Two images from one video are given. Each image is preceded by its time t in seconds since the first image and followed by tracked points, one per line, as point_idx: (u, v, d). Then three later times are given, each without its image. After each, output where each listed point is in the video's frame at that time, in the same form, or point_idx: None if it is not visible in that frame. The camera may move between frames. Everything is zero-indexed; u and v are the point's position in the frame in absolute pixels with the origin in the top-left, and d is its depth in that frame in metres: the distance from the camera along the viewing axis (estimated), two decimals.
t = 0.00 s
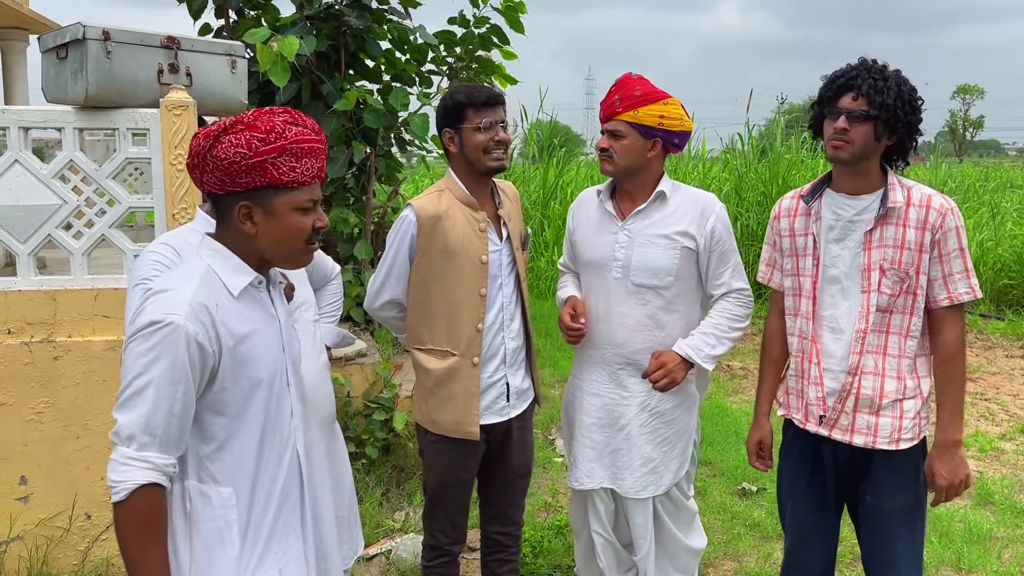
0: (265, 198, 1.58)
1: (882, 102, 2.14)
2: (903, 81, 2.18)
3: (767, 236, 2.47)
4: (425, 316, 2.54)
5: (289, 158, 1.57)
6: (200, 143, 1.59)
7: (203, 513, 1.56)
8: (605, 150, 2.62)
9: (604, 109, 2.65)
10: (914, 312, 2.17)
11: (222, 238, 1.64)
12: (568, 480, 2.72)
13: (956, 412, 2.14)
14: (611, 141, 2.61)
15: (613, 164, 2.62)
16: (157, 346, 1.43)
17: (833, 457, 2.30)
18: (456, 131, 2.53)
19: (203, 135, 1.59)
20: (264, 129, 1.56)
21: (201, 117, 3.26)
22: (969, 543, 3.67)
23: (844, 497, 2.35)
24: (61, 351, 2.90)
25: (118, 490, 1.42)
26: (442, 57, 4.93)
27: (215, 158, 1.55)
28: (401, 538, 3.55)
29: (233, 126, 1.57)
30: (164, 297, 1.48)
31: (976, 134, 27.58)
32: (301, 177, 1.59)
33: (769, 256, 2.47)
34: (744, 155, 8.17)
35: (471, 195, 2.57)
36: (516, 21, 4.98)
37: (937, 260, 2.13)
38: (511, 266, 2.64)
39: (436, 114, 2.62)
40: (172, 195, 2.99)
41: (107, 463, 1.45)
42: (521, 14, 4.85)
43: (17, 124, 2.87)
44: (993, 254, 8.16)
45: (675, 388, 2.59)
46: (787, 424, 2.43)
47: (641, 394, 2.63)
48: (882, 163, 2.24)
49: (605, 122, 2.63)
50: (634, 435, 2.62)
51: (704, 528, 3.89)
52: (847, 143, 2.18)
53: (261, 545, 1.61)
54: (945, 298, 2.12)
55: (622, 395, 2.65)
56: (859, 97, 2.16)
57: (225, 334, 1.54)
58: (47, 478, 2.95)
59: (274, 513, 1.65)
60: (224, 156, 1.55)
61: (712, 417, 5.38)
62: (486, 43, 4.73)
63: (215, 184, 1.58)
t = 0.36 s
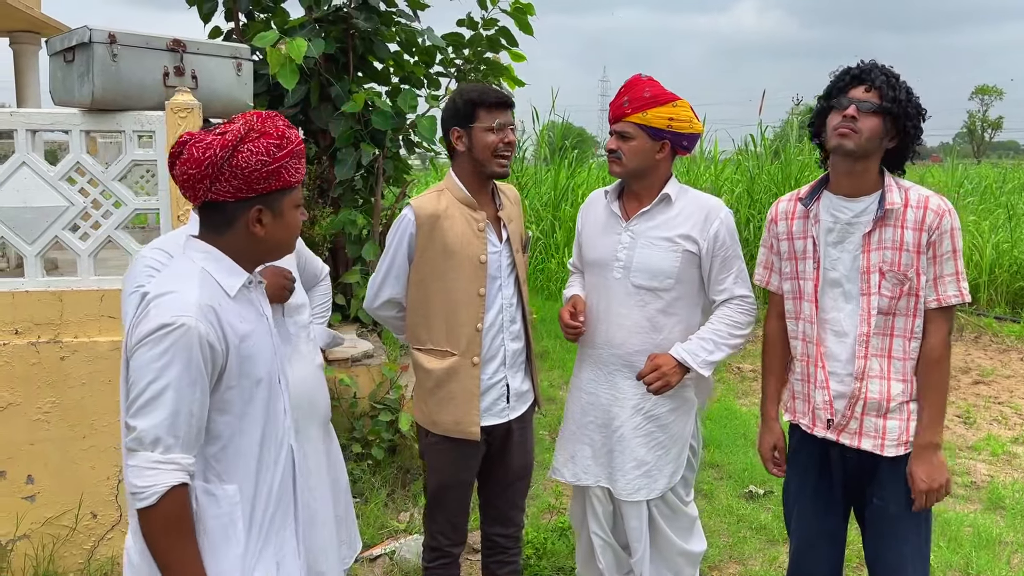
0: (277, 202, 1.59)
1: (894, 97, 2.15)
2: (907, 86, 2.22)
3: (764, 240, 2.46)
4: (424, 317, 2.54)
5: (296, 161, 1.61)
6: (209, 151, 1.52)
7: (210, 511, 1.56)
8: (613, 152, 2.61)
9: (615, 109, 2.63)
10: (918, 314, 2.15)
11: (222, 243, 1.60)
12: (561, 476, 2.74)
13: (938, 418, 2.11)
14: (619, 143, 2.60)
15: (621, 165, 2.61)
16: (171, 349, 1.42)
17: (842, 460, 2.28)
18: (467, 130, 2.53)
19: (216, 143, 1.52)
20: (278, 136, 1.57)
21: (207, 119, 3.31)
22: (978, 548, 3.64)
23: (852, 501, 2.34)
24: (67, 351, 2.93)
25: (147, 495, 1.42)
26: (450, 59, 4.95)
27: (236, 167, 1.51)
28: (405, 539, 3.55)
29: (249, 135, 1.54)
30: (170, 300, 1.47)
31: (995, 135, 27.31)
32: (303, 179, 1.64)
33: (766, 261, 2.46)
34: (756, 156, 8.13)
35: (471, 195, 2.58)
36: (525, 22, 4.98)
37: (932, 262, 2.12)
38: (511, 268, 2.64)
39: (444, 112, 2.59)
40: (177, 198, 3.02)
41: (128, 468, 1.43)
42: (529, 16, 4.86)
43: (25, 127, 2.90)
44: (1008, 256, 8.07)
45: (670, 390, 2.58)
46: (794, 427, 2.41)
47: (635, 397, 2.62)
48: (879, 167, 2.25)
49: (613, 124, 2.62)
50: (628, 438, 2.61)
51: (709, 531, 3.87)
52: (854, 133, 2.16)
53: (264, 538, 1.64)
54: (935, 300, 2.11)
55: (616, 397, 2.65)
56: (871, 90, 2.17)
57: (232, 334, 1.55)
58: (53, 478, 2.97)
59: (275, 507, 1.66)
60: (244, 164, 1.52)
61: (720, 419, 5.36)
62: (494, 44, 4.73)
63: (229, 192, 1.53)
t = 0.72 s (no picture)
0: (251, 200, 1.61)
1: (867, 95, 2.10)
2: (891, 76, 2.13)
3: (766, 241, 2.44)
4: (419, 319, 2.54)
5: (271, 160, 1.63)
6: (182, 150, 1.54)
7: (207, 509, 1.55)
8: (614, 156, 2.59)
9: (614, 112, 2.60)
10: (919, 316, 2.11)
11: (200, 242, 1.62)
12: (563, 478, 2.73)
13: (921, 423, 2.07)
14: (619, 146, 2.58)
15: (623, 169, 2.59)
16: (163, 346, 1.42)
17: (840, 465, 2.25)
18: (489, 139, 2.47)
19: (189, 142, 1.54)
20: (251, 135, 1.59)
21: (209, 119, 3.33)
22: (987, 555, 3.58)
23: (851, 507, 2.31)
24: (70, 351, 2.94)
25: (143, 493, 1.41)
26: (458, 60, 4.94)
27: (208, 165, 1.53)
28: (406, 540, 3.55)
29: (222, 133, 1.56)
30: (159, 299, 1.46)
31: (1014, 135, 27.00)
32: (279, 178, 1.65)
33: (768, 261, 2.44)
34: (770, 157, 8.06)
35: (467, 199, 2.56)
36: (534, 23, 4.97)
37: (935, 263, 2.08)
38: (507, 270, 2.63)
39: (456, 117, 2.50)
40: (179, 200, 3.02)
41: (121, 468, 1.42)
42: (538, 17, 4.84)
43: (28, 128, 2.91)
44: None
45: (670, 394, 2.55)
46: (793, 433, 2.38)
47: (635, 401, 2.60)
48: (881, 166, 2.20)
49: (613, 127, 2.60)
50: (627, 441, 2.59)
51: (714, 535, 3.83)
52: (837, 139, 2.14)
53: (264, 533, 1.63)
54: (937, 302, 2.07)
55: (616, 400, 2.63)
56: (844, 93, 2.14)
57: (221, 330, 1.54)
58: (55, 477, 2.98)
59: (273, 503, 1.66)
60: (217, 163, 1.53)
61: (730, 422, 5.31)
62: (503, 46, 4.72)
63: (204, 190, 1.56)
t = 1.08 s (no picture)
0: (245, 199, 1.62)
1: (831, 100, 2.11)
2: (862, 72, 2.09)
3: (774, 239, 2.43)
4: (421, 318, 2.53)
5: (263, 158, 1.64)
6: (174, 151, 1.55)
7: (193, 507, 1.55)
8: (615, 160, 2.58)
9: (613, 115, 2.59)
10: (924, 319, 2.08)
11: (195, 241, 1.62)
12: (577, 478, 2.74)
13: (941, 424, 2.03)
14: (620, 150, 2.57)
15: (624, 173, 2.57)
16: (150, 342, 1.42)
17: (840, 467, 2.23)
18: (456, 125, 2.53)
19: (180, 143, 1.55)
20: (242, 133, 1.61)
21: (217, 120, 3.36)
22: (1000, 561, 3.53)
23: (852, 510, 2.29)
24: (77, 350, 2.96)
25: (110, 487, 1.40)
26: (469, 61, 4.93)
27: (201, 165, 1.54)
28: (412, 541, 3.54)
29: (214, 133, 1.57)
30: (148, 295, 1.47)
31: None
32: (271, 176, 1.67)
33: (776, 258, 2.43)
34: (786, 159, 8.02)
35: (474, 198, 2.55)
36: (546, 25, 4.96)
37: (948, 266, 2.05)
38: (511, 272, 2.61)
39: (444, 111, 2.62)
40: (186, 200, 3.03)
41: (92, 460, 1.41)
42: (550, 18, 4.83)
43: (37, 129, 2.93)
44: None
45: (672, 395, 2.52)
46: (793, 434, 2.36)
47: (639, 401, 2.58)
48: (882, 160, 2.14)
49: (613, 132, 2.58)
50: (631, 442, 2.58)
51: (722, 539, 3.79)
52: (823, 147, 2.17)
53: (251, 534, 1.63)
54: (957, 305, 2.04)
55: (620, 401, 2.61)
56: (817, 103, 2.17)
57: (212, 328, 1.55)
58: (62, 476, 3.00)
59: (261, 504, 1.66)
60: (209, 162, 1.54)
61: (741, 425, 5.27)
62: (514, 47, 4.71)
63: (198, 191, 1.56)
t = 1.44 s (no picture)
0: (249, 198, 1.61)
1: (840, 101, 2.08)
2: (871, 71, 2.06)
3: (786, 238, 2.40)
4: (425, 318, 2.53)
5: (268, 157, 1.64)
6: (179, 150, 1.55)
7: (197, 507, 1.55)
8: (621, 172, 2.54)
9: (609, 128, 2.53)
10: (932, 322, 2.05)
11: (199, 241, 1.62)
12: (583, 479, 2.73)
13: (920, 415, 1.99)
14: (624, 162, 2.52)
15: (634, 182, 2.53)
16: (155, 341, 1.42)
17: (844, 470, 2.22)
18: (501, 137, 2.45)
19: (185, 142, 1.55)
20: (247, 132, 1.61)
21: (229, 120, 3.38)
22: (1017, 567, 3.47)
23: (860, 513, 2.26)
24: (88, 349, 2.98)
25: (117, 488, 1.40)
26: (482, 61, 4.92)
27: (205, 165, 1.54)
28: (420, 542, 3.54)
29: (218, 132, 1.57)
30: (153, 295, 1.47)
31: None
32: (276, 175, 1.66)
33: (788, 258, 2.40)
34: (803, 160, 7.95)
35: (475, 196, 2.54)
36: (559, 25, 4.94)
37: (956, 268, 2.01)
38: (516, 270, 2.60)
39: (469, 114, 2.49)
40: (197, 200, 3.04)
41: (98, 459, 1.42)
42: (563, 18, 4.81)
43: (50, 129, 2.95)
44: None
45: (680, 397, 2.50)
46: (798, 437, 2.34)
47: (645, 402, 2.57)
48: (892, 158, 2.10)
49: (613, 144, 2.52)
50: (637, 443, 2.56)
51: (733, 541, 3.76)
52: (832, 147, 2.14)
53: (254, 534, 1.63)
54: (963, 309, 2.00)
55: (625, 401, 2.59)
56: (827, 103, 2.14)
57: (216, 328, 1.55)
58: (73, 473, 3.02)
59: (264, 504, 1.66)
60: (214, 161, 1.54)
61: (755, 427, 5.22)
62: (527, 47, 4.69)
63: (202, 190, 1.56)
